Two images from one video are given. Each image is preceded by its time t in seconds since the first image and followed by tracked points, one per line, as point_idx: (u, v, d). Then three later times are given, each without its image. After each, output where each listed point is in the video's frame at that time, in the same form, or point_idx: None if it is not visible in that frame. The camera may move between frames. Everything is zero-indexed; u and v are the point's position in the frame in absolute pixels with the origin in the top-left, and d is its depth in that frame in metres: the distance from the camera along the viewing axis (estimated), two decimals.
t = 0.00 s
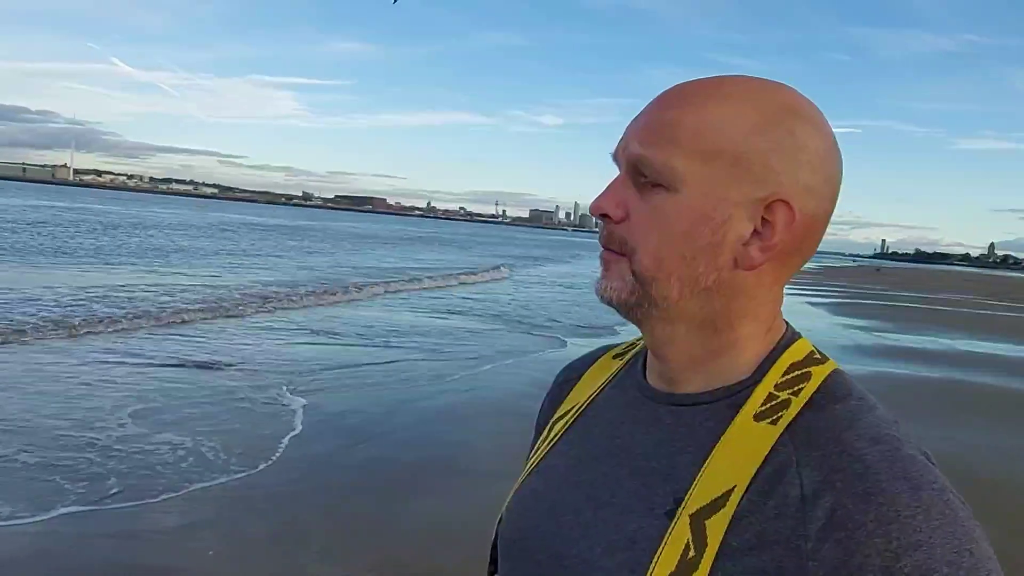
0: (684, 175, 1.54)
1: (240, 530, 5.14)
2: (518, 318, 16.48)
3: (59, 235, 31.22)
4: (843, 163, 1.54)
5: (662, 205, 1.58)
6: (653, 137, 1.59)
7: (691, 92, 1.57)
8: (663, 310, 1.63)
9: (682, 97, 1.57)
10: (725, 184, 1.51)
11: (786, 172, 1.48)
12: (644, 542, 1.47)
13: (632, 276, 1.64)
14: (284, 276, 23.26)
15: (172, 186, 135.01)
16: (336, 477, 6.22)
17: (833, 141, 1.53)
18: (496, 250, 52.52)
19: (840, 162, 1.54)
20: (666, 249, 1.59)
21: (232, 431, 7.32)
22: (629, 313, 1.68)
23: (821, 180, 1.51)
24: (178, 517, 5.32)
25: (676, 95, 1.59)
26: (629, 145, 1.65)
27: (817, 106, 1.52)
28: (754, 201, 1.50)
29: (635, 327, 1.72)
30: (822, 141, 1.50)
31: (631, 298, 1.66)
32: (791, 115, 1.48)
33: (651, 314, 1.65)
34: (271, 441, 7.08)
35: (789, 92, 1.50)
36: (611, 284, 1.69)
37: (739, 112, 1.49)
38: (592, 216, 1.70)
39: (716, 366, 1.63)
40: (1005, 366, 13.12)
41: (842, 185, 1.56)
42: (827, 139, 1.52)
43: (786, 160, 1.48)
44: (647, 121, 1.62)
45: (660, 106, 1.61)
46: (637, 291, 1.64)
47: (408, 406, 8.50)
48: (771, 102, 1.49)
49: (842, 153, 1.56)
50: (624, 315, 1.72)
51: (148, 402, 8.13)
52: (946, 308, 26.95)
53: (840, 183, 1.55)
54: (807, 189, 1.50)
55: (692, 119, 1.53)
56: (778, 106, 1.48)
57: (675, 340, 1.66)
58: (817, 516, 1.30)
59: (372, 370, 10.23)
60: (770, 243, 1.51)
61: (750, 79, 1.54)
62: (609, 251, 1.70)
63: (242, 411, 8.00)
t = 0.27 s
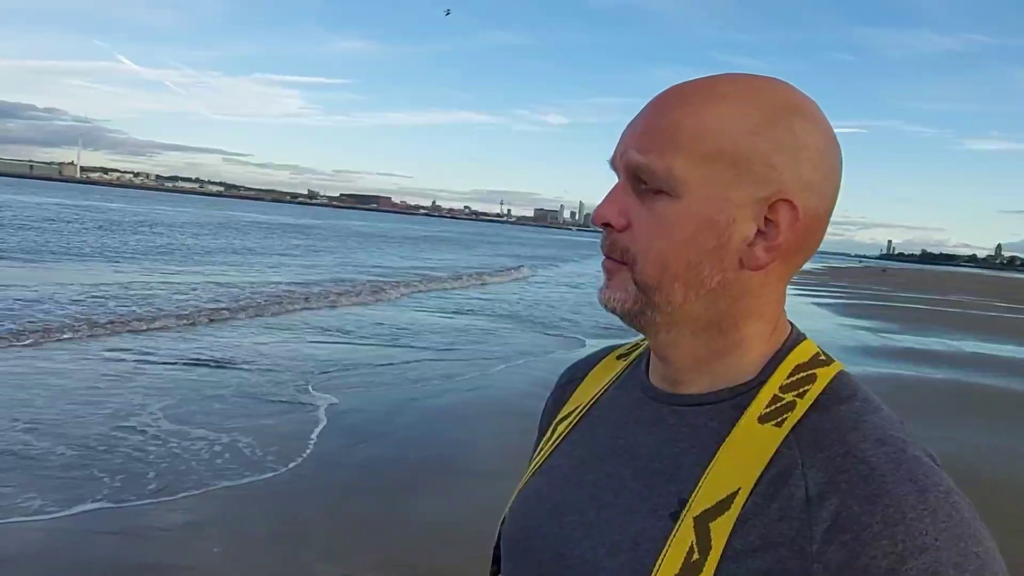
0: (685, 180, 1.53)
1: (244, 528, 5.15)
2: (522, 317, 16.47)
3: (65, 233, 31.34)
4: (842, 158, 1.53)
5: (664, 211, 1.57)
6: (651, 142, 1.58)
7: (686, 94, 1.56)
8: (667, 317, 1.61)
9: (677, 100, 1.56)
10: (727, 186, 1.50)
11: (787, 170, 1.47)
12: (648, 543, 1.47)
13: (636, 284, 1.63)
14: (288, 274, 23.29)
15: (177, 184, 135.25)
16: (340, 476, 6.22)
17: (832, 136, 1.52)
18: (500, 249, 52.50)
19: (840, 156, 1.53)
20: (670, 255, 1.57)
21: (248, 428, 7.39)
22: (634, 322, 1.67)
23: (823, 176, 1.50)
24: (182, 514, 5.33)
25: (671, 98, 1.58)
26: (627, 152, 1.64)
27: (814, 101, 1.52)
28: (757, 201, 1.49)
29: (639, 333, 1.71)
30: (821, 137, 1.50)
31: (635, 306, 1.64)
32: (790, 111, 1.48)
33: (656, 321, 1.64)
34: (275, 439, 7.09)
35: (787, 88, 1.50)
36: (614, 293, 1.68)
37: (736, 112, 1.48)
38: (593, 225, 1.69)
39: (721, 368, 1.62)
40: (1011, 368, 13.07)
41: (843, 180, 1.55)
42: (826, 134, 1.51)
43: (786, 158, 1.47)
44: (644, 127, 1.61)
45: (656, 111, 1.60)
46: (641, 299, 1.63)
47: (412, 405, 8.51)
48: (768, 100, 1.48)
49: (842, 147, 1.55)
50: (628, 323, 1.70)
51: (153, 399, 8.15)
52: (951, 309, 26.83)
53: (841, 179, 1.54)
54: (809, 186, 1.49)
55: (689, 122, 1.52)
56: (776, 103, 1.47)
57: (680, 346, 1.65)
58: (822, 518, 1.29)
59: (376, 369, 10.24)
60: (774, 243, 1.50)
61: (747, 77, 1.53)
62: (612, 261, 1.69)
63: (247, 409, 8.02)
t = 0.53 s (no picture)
0: (679, 183, 1.53)
1: (248, 524, 5.17)
2: (526, 316, 16.49)
3: (74, 230, 31.50)
4: (835, 152, 1.54)
5: (660, 214, 1.57)
6: (643, 146, 1.58)
7: (675, 97, 1.56)
8: (666, 320, 1.62)
9: (666, 103, 1.56)
10: (720, 188, 1.50)
11: (780, 169, 1.48)
12: (646, 541, 1.47)
13: (634, 289, 1.63)
14: (293, 272, 23.35)
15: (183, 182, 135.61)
16: (344, 473, 6.24)
17: (824, 131, 1.52)
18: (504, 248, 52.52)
19: (832, 151, 1.54)
20: (667, 259, 1.57)
21: (254, 424, 7.42)
22: (634, 327, 1.68)
23: (816, 172, 1.50)
24: (186, 511, 5.35)
25: (659, 101, 1.58)
26: (620, 157, 1.64)
27: (804, 97, 1.52)
28: (752, 201, 1.50)
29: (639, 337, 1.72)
30: (813, 132, 1.50)
31: (635, 311, 1.65)
32: (779, 109, 1.48)
33: (656, 325, 1.64)
34: (279, 436, 7.12)
35: (777, 86, 1.50)
36: (613, 298, 1.69)
37: (726, 113, 1.49)
38: (590, 231, 1.69)
39: (720, 368, 1.62)
40: (1015, 368, 13.04)
41: (837, 175, 1.55)
42: (817, 129, 1.51)
43: (779, 157, 1.47)
44: (635, 131, 1.61)
45: (646, 114, 1.60)
46: (640, 303, 1.63)
47: (415, 402, 8.53)
48: (757, 98, 1.49)
49: (834, 140, 1.55)
50: (628, 327, 1.71)
51: (159, 395, 8.19)
52: (956, 309, 26.76)
53: (835, 173, 1.54)
54: (802, 183, 1.49)
55: (680, 124, 1.52)
56: (764, 101, 1.48)
57: (680, 348, 1.66)
58: (818, 516, 1.29)
59: (380, 367, 10.27)
60: (770, 241, 1.51)
61: (734, 78, 1.53)
62: (609, 267, 1.70)
63: (251, 405, 8.05)
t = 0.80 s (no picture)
0: (681, 184, 1.53)
1: (253, 521, 5.18)
2: (530, 315, 16.49)
3: (78, 228, 31.54)
4: (838, 147, 1.53)
5: (663, 215, 1.57)
6: (644, 148, 1.58)
7: (674, 97, 1.56)
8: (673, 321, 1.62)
9: (666, 104, 1.56)
10: (723, 187, 1.50)
11: (782, 167, 1.47)
12: (653, 539, 1.47)
13: (640, 290, 1.63)
14: (297, 270, 23.38)
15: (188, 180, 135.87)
16: (348, 471, 6.25)
17: (825, 126, 1.52)
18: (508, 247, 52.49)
19: (835, 146, 1.53)
20: (671, 260, 1.57)
21: (259, 422, 7.43)
22: (641, 328, 1.68)
23: (819, 167, 1.49)
24: (191, 508, 5.36)
25: (659, 103, 1.59)
26: (622, 159, 1.64)
27: (805, 92, 1.51)
28: (754, 200, 1.49)
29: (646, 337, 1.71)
30: (814, 127, 1.49)
31: (642, 313, 1.65)
32: (779, 105, 1.47)
33: (662, 326, 1.64)
34: (284, 434, 7.13)
35: (776, 82, 1.49)
36: (620, 300, 1.68)
37: (725, 113, 1.49)
38: (594, 234, 1.69)
39: (727, 366, 1.62)
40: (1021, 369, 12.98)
41: (841, 169, 1.55)
42: (819, 124, 1.51)
43: (780, 153, 1.47)
44: (636, 133, 1.61)
45: (646, 116, 1.60)
46: (646, 304, 1.63)
47: (420, 401, 8.54)
48: (757, 96, 1.48)
49: (837, 135, 1.55)
50: (635, 328, 1.71)
51: (163, 394, 8.20)
52: (962, 309, 26.65)
53: (838, 168, 1.54)
54: (805, 179, 1.48)
55: (680, 126, 1.52)
56: (763, 98, 1.48)
57: (687, 348, 1.65)
58: (826, 513, 1.29)
59: (384, 365, 10.28)
60: (774, 239, 1.50)
61: (733, 77, 1.53)
62: (615, 269, 1.69)
63: (257, 404, 8.07)
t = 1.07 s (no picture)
0: (688, 185, 1.52)
1: (256, 520, 5.17)
2: (532, 313, 16.49)
3: (78, 227, 31.47)
4: (847, 148, 1.52)
5: (671, 215, 1.56)
6: (651, 147, 1.57)
7: (682, 97, 1.55)
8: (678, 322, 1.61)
9: (674, 104, 1.56)
10: (731, 187, 1.49)
11: (791, 167, 1.46)
12: (659, 541, 1.46)
13: (647, 291, 1.62)
14: (298, 269, 23.38)
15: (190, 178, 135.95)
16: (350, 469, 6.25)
17: (835, 126, 1.51)
18: (510, 246, 52.47)
19: (845, 147, 1.52)
20: (678, 260, 1.56)
21: (261, 420, 7.43)
22: (646, 328, 1.66)
23: (827, 167, 1.49)
24: (193, 506, 5.35)
25: (667, 102, 1.58)
26: (628, 158, 1.63)
27: (814, 90, 1.50)
28: (761, 200, 1.49)
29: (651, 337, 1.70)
30: (823, 127, 1.48)
31: (647, 313, 1.64)
32: (788, 105, 1.47)
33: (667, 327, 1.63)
34: (286, 432, 7.13)
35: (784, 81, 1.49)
36: (624, 301, 1.67)
37: (733, 112, 1.48)
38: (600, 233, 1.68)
39: (733, 369, 1.61)
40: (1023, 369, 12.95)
41: (849, 170, 1.53)
42: (828, 124, 1.50)
43: (789, 152, 1.46)
44: (644, 133, 1.60)
45: (654, 115, 1.59)
46: (652, 305, 1.62)
47: (422, 400, 8.54)
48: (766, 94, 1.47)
49: (845, 135, 1.53)
50: (640, 329, 1.70)
51: (162, 393, 8.17)
52: (964, 309, 26.61)
53: (847, 169, 1.53)
54: (814, 180, 1.47)
55: (688, 125, 1.51)
56: (772, 97, 1.47)
57: (693, 348, 1.64)
58: (833, 518, 1.28)
59: (386, 364, 10.28)
60: (782, 240, 1.49)
61: (741, 76, 1.52)
62: (620, 268, 1.68)
63: (258, 402, 8.06)
